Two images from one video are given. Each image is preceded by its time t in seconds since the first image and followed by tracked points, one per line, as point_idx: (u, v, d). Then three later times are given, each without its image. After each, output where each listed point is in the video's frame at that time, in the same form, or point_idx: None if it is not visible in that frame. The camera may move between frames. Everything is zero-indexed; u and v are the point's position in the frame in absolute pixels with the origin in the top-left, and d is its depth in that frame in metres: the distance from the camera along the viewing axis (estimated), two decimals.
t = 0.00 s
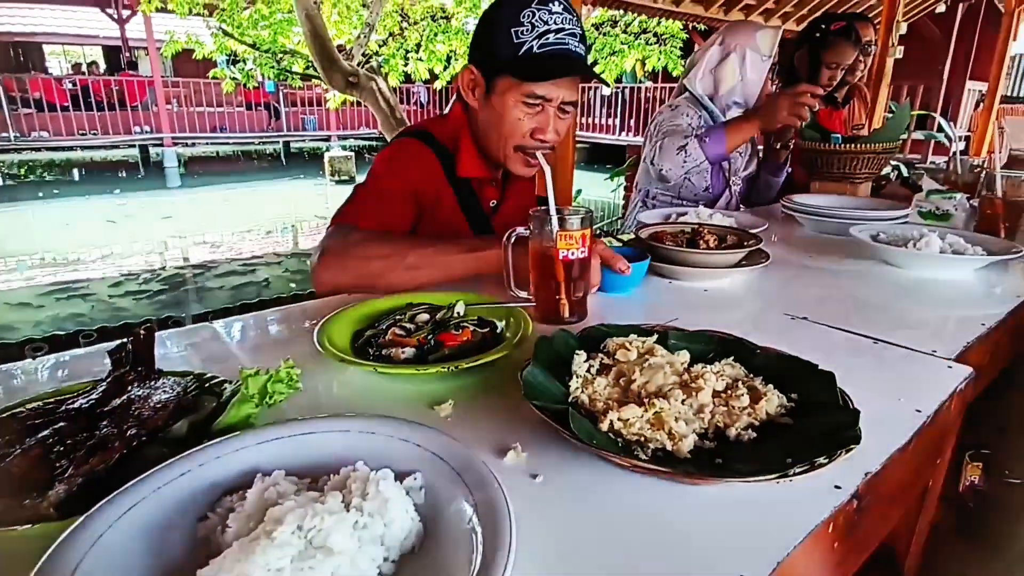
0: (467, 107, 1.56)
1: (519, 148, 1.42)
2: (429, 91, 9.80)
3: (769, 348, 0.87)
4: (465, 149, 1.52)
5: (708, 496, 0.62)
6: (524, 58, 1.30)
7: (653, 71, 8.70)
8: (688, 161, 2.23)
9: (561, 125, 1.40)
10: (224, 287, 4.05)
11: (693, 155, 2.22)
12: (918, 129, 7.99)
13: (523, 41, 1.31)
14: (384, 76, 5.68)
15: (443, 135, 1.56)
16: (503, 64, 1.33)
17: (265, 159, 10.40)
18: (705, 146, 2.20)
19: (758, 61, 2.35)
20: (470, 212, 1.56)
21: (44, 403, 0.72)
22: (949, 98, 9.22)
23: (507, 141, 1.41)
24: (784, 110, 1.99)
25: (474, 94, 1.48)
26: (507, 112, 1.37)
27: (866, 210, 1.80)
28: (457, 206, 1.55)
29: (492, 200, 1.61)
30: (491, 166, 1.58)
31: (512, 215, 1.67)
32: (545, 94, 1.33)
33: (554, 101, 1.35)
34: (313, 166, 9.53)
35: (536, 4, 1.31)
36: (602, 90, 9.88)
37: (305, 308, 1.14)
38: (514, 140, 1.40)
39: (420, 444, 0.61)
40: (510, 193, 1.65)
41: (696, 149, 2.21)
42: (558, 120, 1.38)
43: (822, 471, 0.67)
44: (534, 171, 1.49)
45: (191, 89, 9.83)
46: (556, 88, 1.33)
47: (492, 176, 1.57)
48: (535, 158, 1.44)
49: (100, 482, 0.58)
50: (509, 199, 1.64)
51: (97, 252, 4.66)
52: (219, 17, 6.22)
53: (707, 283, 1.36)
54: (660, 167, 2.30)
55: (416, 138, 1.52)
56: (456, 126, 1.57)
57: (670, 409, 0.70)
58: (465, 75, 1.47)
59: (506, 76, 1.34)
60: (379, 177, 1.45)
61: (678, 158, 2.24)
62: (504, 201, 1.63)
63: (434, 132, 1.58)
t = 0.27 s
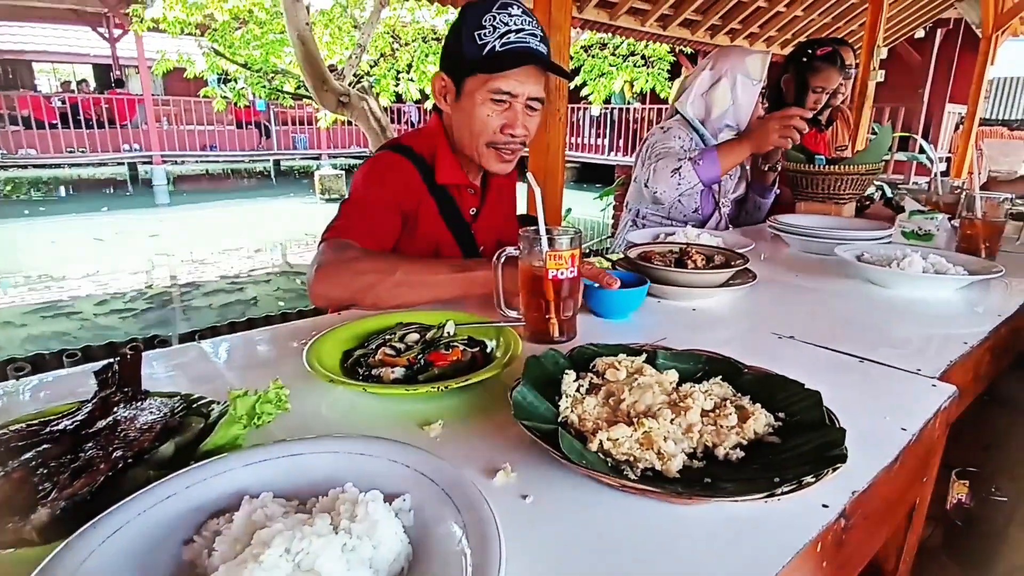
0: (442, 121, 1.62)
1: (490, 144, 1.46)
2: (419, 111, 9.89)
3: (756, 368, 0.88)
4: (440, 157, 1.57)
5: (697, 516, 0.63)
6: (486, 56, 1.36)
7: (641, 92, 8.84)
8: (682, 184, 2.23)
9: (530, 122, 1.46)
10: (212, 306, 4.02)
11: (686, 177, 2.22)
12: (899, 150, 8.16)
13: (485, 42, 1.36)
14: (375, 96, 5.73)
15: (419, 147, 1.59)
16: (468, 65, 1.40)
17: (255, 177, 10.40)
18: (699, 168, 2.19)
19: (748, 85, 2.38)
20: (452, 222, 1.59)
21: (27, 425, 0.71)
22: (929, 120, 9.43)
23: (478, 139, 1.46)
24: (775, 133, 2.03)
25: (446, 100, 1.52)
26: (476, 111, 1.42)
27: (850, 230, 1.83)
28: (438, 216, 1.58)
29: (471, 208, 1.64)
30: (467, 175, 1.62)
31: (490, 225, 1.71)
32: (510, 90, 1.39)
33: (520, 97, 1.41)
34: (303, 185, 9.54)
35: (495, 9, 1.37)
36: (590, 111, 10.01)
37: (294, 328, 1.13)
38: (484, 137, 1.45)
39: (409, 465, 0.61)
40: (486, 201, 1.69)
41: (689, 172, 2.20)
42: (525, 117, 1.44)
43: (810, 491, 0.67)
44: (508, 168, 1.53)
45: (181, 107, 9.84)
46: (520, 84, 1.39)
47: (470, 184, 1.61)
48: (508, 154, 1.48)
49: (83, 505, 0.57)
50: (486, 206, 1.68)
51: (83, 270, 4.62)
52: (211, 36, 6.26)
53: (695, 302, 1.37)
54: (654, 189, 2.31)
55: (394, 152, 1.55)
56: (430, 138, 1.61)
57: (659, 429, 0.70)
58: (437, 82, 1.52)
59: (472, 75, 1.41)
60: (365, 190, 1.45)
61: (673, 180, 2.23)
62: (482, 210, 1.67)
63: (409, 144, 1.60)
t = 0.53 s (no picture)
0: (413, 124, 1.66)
1: (456, 138, 1.55)
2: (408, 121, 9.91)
3: (744, 376, 0.88)
4: (414, 161, 1.59)
5: (687, 525, 0.63)
6: (445, 52, 1.46)
7: (628, 102, 8.93)
8: (667, 195, 2.25)
9: (492, 114, 1.55)
10: (198, 316, 3.99)
11: (670, 190, 2.24)
12: (881, 160, 8.29)
13: (443, 39, 1.46)
14: (363, 106, 5.74)
15: (392, 152, 1.61)
16: (428, 62, 1.49)
17: (242, 187, 10.35)
18: (682, 182, 2.22)
19: (728, 94, 2.37)
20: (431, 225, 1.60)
21: (7, 437, 0.69)
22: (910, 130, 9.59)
23: (444, 134, 1.54)
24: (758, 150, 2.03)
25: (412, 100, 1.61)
26: (440, 106, 1.52)
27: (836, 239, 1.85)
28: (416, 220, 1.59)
29: (448, 210, 1.68)
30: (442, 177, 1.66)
31: (468, 226, 1.74)
32: (470, 83, 1.49)
33: (480, 90, 1.51)
34: (291, 194, 9.51)
35: (451, 7, 1.46)
36: (578, 121, 10.08)
37: (281, 338, 1.12)
38: (449, 131, 1.54)
39: (398, 475, 0.61)
40: (462, 202, 1.73)
41: (674, 185, 2.23)
42: (487, 109, 1.53)
43: (799, 498, 0.67)
44: (476, 162, 1.61)
45: (167, 116, 9.79)
46: (479, 77, 1.49)
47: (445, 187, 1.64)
48: (474, 146, 1.57)
49: (64, 519, 0.56)
50: (461, 207, 1.72)
51: (66, 281, 4.56)
52: (198, 46, 6.25)
53: (683, 311, 1.37)
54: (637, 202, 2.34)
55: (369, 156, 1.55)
56: (402, 141, 1.63)
57: (649, 437, 0.71)
58: (402, 84, 1.60)
59: (433, 73, 1.50)
60: (342, 199, 1.45)
61: (656, 193, 2.26)
62: (459, 212, 1.71)
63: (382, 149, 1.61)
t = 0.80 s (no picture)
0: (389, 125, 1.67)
1: (429, 137, 1.56)
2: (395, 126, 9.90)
3: (734, 381, 0.88)
4: (391, 163, 1.59)
5: (679, 532, 0.62)
6: (416, 52, 1.47)
7: (615, 109, 8.99)
8: (653, 203, 2.26)
9: (465, 112, 1.56)
10: (182, 323, 3.94)
11: (656, 197, 2.25)
12: (864, 167, 8.40)
13: (414, 39, 1.47)
14: (350, 111, 5.72)
15: (368, 157, 1.60)
16: (400, 63, 1.51)
17: (227, 192, 10.27)
18: (668, 190, 2.23)
19: (708, 99, 2.38)
20: (411, 230, 1.60)
21: None
22: (892, 137, 9.74)
23: (417, 133, 1.56)
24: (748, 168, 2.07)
25: (388, 101, 1.63)
26: (412, 106, 1.53)
27: (822, 244, 1.86)
28: (396, 225, 1.58)
29: (426, 212, 1.67)
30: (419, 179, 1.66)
31: (447, 229, 1.74)
32: (441, 82, 1.50)
33: (451, 88, 1.51)
34: (278, 200, 9.46)
35: (423, 7, 1.47)
36: (565, 127, 10.12)
37: (266, 345, 1.10)
38: (421, 130, 1.55)
39: (387, 485, 0.60)
40: (440, 205, 1.72)
41: (660, 193, 2.24)
42: (459, 107, 1.54)
43: (791, 504, 0.67)
44: (452, 160, 1.62)
45: (151, 121, 9.68)
46: (450, 76, 1.50)
47: (422, 188, 1.64)
48: (448, 145, 1.57)
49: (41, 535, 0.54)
50: (439, 210, 1.71)
51: (47, 288, 4.49)
52: (183, 50, 6.19)
53: (673, 317, 1.37)
54: (624, 206, 2.34)
55: (344, 160, 1.54)
56: (378, 144, 1.63)
57: (640, 443, 0.70)
58: (378, 86, 1.62)
59: (406, 72, 1.52)
60: (314, 203, 1.44)
61: (643, 199, 2.27)
62: (439, 212, 1.70)
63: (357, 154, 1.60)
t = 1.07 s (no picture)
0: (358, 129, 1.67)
1: (390, 135, 1.54)
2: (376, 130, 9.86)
3: (720, 386, 0.88)
4: (359, 164, 1.58)
5: (669, 540, 0.61)
6: (375, 52, 1.48)
7: (596, 114, 9.04)
8: (638, 202, 2.26)
9: (426, 111, 1.54)
10: (159, 330, 3.86)
11: (642, 197, 2.26)
12: (841, 171, 8.54)
13: (374, 40, 1.48)
14: (330, 115, 5.68)
15: (336, 160, 1.59)
16: (360, 63, 1.52)
17: (205, 197, 10.12)
18: (655, 190, 2.24)
19: (681, 103, 2.38)
20: (381, 230, 1.57)
21: None
22: (867, 142, 9.92)
23: (378, 131, 1.55)
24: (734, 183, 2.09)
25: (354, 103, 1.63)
26: (373, 105, 1.53)
27: (803, 247, 1.88)
28: (365, 225, 1.56)
29: (397, 213, 1.64)
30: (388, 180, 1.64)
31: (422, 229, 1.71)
32: (400, 81, 1.50)
33: (411, 87, 1.51)
34: (257, 204, 9.35)
35: (384, 10, 1.48)
36: (547, 131, 10.15)
37: (244, 353, 1.08)
38: (381, 129, 1.54)
39: (371, 498, 0.58)
40: (413, 204, 1.69)
41: (645, 192, 2.25)
42: (420, 106, 1.53)
43: (780, 509, 0.66)
44: (416, 158, 1.60)
45: (126, 125, 9.52)
46: (409, 75, 1.50)
47: (392, 188, 1.62)
48: (409, 143, 1.56)
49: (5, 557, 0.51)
50: (412, 209, 1.68)
51: (18, 295, 4.37)
52: (159, 53, 6.09)
53: (657, 321, 1.37)
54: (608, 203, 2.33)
55: (312, 163, 1.54)
56: (348, 147, 1.63)
57: (628, 451, 0.69)
58: (346, 88, 1.64)
59: (367, 72, 1.52)
60: (279, 212, 1.44)
61: (628, 198, 2.27)
62: (410, 213, 1.67)
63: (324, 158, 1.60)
